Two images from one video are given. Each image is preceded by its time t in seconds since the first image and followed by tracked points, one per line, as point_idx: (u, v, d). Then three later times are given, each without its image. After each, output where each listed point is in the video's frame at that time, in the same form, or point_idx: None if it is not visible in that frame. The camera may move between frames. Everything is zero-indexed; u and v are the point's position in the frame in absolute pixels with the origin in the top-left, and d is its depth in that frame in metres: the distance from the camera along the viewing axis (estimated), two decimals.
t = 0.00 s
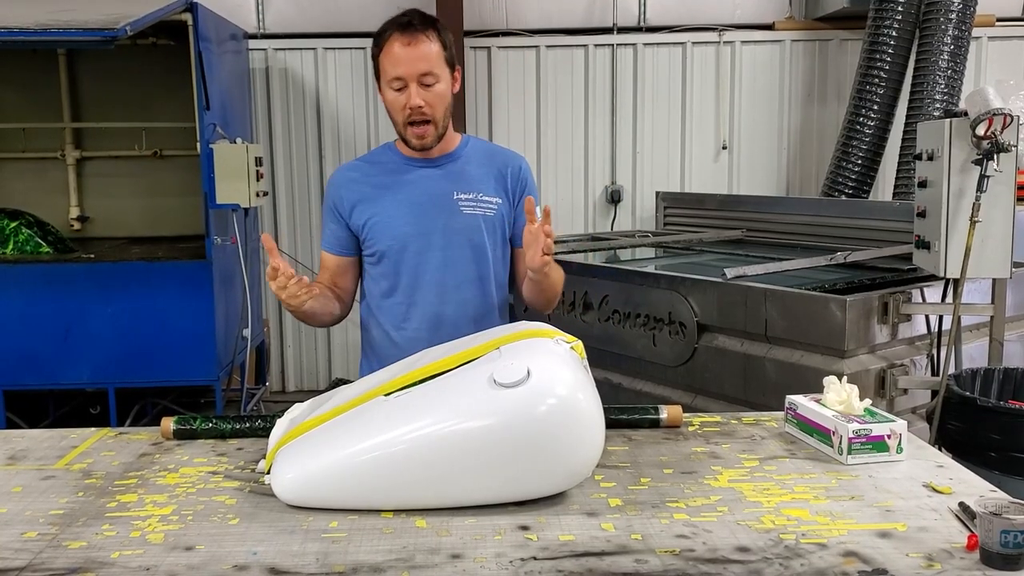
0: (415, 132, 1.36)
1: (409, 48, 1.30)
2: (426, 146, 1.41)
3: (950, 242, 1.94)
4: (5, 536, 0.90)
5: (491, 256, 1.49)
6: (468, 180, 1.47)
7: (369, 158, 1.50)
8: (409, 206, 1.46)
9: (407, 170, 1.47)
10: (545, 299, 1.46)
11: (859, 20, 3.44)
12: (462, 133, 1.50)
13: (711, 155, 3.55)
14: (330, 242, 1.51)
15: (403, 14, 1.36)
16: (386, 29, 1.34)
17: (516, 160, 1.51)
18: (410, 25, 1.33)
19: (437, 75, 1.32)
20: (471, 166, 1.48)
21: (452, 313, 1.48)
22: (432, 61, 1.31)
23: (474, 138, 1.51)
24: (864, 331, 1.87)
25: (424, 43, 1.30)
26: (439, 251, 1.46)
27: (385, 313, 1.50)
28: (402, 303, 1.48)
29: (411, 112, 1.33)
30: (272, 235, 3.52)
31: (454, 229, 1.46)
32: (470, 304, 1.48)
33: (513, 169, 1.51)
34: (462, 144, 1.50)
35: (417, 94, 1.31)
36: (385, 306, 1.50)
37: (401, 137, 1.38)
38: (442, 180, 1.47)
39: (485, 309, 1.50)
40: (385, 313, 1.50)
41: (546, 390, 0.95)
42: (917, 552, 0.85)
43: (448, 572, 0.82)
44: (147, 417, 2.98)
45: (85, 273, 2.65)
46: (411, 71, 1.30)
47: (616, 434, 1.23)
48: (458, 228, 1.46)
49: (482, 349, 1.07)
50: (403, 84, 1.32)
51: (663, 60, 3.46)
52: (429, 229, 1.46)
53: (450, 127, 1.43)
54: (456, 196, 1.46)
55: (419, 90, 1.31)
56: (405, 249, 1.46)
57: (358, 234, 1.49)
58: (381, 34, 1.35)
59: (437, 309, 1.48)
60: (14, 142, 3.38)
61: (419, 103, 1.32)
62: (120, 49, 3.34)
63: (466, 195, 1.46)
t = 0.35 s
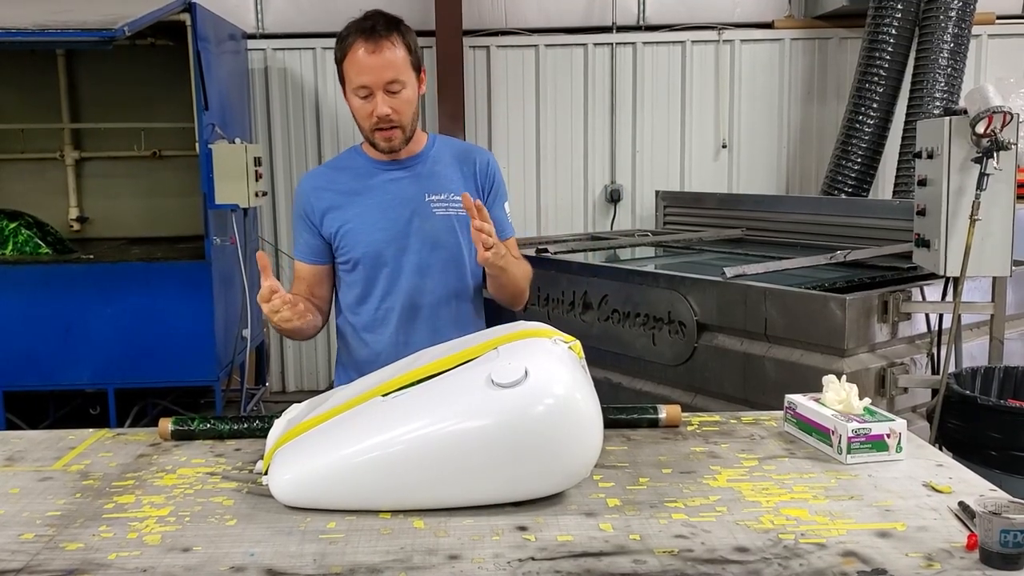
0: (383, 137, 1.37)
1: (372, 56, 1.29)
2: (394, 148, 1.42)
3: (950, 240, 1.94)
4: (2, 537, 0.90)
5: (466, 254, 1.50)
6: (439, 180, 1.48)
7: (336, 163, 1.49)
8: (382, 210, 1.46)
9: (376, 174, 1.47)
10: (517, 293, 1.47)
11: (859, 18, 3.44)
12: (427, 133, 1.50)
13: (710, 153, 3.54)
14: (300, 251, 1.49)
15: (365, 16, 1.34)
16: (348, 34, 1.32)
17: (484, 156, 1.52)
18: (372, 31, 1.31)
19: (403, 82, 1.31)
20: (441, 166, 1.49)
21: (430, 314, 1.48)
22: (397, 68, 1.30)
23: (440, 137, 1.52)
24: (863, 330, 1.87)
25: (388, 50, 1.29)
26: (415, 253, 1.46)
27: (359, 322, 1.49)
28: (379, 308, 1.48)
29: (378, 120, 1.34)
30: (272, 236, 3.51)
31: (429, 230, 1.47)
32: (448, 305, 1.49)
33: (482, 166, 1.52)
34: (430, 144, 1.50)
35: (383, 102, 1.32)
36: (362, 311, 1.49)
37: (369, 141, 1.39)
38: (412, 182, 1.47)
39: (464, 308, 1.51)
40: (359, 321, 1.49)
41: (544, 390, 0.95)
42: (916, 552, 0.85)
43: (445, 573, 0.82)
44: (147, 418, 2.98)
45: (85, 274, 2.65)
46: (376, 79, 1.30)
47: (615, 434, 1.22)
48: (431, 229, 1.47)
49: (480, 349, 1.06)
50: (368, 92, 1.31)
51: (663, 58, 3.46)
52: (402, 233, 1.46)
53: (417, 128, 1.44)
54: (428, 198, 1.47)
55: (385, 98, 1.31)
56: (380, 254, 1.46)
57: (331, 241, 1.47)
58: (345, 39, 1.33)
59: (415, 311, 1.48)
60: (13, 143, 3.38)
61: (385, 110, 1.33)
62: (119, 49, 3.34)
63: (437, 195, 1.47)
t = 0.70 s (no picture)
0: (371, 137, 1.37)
1: (359, 55, 1.29)
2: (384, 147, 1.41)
3: (954, 236, 1.93)
4: (4, 536, 0.90)
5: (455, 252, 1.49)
6: (428, 178, 1.48)
7: (324, 162, 1.49)
8: (371, 209, 1.46)
9: (365, 172, 1.47)
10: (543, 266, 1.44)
11: (862, 14, 3.43)
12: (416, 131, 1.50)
13: (713, 150, 3.53)
14: (285, 248, 1.48)
15: (352, 15, 1.34)
16: (335, 33, 1.33)
17: (473, 154, 1.53)
18: (358, 29, 1.31)
19: (390, 81, 1.32)
20: (430, 164, 1.49)
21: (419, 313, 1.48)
22: (385, 67, 1.30)
23: (429, 134, 1.52)
24: (867, 327, 1.86)
25: (374, 49, 1.29)
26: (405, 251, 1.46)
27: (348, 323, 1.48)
28: (369, 307, 1.48)
29: (366, 119, 1.34)
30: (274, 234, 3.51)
31: (418, 228, 1.47)
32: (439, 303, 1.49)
33: (471, 163, 1.52)
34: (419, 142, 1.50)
35: (371, 101, 1.32)
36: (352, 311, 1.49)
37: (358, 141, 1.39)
38: (400, 181, 1.47)
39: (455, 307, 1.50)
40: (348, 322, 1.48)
41: (546, 388, 0.94)
42: (921, 550, 0.84)
43: (448, 572, 0.81)
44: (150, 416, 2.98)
45: (87, 272, 2.65)
46: (363, 79, 1.30)
47: (618, 431, 1.22)
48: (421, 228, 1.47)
49: (482, 346, 1.06)
50: (356, 92, 1.32)
51: (664, 55, 3.45)
52: (391, 231, 1.46)
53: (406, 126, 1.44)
54: (416, 196, 1.47)
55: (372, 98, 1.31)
56: (370, 253, 1.45)
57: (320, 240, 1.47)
58: (331, 38, 1.33)
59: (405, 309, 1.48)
60: (15, 141, 3.38)
61: (374, 109, 1.33)
62: (120, 48, 3.34)
63: (426, 193, 1.47)
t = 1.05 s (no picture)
0: (371, 134, 1.37)
1: (360, 51, 1.29)
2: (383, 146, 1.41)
3: (951, 234, 1.93)
4: None
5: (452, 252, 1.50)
6: (424, 178, 1.48)
7: (320, 162, 1.48)
8: (368, 209, 1.45)
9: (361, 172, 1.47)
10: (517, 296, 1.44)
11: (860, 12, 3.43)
12: (412, 131, 1.50)
13: (711, 148, 3.53)
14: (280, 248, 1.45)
15: (350, 12, 1.34)
16: (334, 29, 1.33)
17: (469, 154, 1.53)
18: (359, 26, 1.31)
19: (392, 77, 1.32)
20: (426, 164, 1.49)
21: (416, 314, 1.48)
22: (385, 63, 1.31)
23: (425, 134, 1.52)
24: (865, 324, 1.86)
25: (375, 45, 1.29)
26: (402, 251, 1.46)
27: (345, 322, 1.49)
28: (366, 308, 1.48)
29: (368, 116, 1.34)
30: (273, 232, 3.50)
31: (415, 229, 1.47)
32: (435, 304, 1.49)
33: (467, 163, 1.52)
34: (415, 142, 1.50)
35: (372, 97, 1.32)
36: (348, 312, 1.49)
37: (358, 139, 1.38)
38: (397, 181, 1.47)
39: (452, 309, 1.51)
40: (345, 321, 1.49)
41: (543, 387, 0.94)
42: (918, 547, 0.85)
43: (445, 570, 0.82)
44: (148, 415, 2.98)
45: (84, 271, 2.65)
46: (365, 75, 1.29)
47: (615, 429, 1.22)
48: (418, 228, 1.47)
49: (480, 345, 1.06)
50: (357, 88, 1.31)
51: (663, 53, 3.45)
52: (388, 231, 1.46)
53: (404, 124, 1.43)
54: (413, 196, 1.47)
55: (373, 94, 1.31)
56: (367, 253, 1.45)
57: (316, 241, 1.46)
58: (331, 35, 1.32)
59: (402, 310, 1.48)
60: (13, 139, 3.38)
61: (375, 106, 1.33)
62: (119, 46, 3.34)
63: (423, 194, 1.47)
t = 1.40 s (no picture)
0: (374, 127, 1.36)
1: (365, 40, 1.31)
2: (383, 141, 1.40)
3: (951, 232, 1.93)
4: None
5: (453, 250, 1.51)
6: (425, 177, 1.48)
7: (319, 161, 1.47)
8: (369, 209, 1.45)
9: (362, 172, 1.46)
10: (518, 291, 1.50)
11: (861, 11, 3.42)
12: (411, 129, 1.50)
13: (712, 146, 3.53)
14: (283, 250, 1.45)
15: (351, 6, 1.36)
16: (337, 22, 1.34)
17: (468, 153, 1.54)
18: (363, 17, 1.33)
19: (396, 67, 1.33)
20: (426, 163, 1.49)
21: (417, 313, 1.48)
22: (389, 53, 1.32)
23: (423, 132, 1.52)
24: (865, 323, 1.86)
25: (380, 34, 1.31)
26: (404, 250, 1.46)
27: (346, 320, 1.49)
28: (368, 307, 1.48)
29: (372, 106, 1.34)
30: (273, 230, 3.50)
31: (416, 228, 1.47)
32: (437, 302, 1.49)
33: (467, 162, 1.53)
34: (415, 140, 1.50)
35: (377, 86, 1.32)
36: (349, 312, 1.49)
37: (360, 133, 1.38)
38: (398, 180, 1.47)
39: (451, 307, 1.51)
40: (345, 319, 1.49)
41: (543, 384, 0.94)
42: (917, 545, 0.85)
43: (445, 568, 0.82)
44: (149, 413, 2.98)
45: (84, 269, 2.65)
46: (369, 63, 1.30)
47: (615, 428, 1.22)
48: (419, 227, 1.47)
49: (481, 342, 1.06)
50: (361, 78, 1.32)
51: (663, 51, 3.44)
52: (390, 231, 1.46)
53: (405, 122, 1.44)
54: (414, 195, 1.47)
55: (378, 83, 1.32)
56: (369, 253, 1.45)
57: (317, 241, 1.46)
58: (335, 27, 1.34)
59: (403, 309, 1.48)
60: (13, 137, 3.38)
61: (379, 95, 1.33)
62: (119, 44, 3.34)
63: (424, 192, 1.47)
